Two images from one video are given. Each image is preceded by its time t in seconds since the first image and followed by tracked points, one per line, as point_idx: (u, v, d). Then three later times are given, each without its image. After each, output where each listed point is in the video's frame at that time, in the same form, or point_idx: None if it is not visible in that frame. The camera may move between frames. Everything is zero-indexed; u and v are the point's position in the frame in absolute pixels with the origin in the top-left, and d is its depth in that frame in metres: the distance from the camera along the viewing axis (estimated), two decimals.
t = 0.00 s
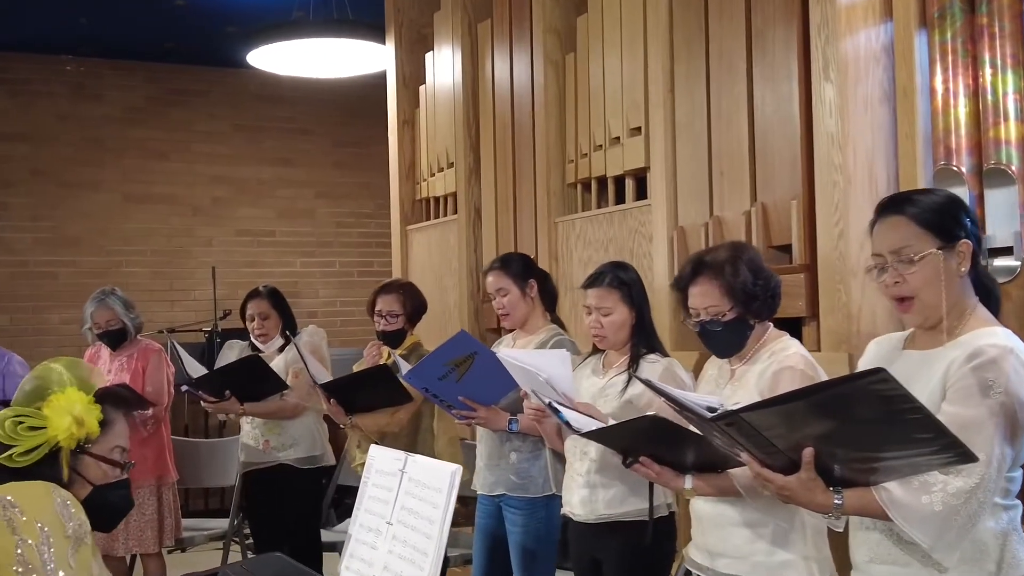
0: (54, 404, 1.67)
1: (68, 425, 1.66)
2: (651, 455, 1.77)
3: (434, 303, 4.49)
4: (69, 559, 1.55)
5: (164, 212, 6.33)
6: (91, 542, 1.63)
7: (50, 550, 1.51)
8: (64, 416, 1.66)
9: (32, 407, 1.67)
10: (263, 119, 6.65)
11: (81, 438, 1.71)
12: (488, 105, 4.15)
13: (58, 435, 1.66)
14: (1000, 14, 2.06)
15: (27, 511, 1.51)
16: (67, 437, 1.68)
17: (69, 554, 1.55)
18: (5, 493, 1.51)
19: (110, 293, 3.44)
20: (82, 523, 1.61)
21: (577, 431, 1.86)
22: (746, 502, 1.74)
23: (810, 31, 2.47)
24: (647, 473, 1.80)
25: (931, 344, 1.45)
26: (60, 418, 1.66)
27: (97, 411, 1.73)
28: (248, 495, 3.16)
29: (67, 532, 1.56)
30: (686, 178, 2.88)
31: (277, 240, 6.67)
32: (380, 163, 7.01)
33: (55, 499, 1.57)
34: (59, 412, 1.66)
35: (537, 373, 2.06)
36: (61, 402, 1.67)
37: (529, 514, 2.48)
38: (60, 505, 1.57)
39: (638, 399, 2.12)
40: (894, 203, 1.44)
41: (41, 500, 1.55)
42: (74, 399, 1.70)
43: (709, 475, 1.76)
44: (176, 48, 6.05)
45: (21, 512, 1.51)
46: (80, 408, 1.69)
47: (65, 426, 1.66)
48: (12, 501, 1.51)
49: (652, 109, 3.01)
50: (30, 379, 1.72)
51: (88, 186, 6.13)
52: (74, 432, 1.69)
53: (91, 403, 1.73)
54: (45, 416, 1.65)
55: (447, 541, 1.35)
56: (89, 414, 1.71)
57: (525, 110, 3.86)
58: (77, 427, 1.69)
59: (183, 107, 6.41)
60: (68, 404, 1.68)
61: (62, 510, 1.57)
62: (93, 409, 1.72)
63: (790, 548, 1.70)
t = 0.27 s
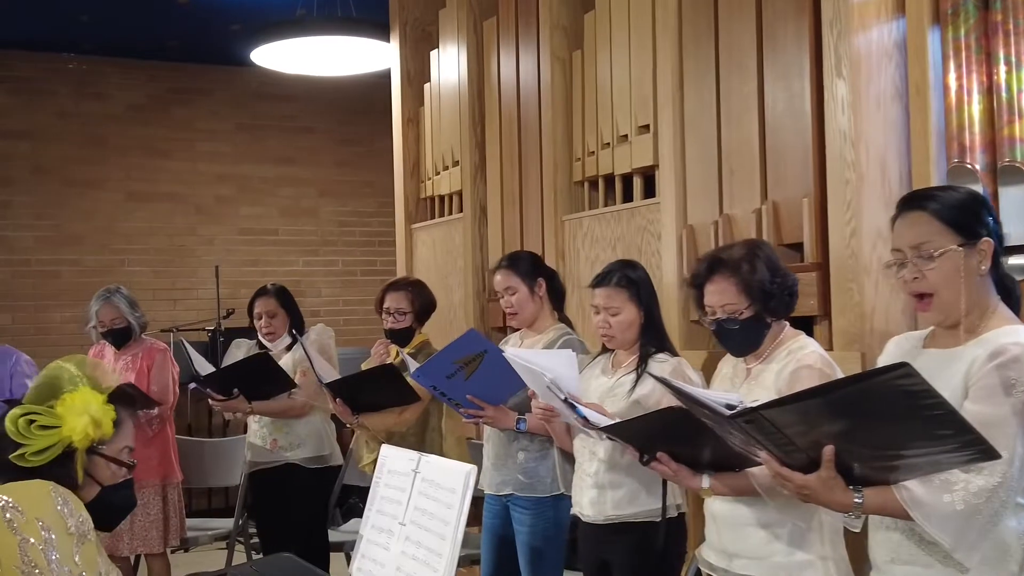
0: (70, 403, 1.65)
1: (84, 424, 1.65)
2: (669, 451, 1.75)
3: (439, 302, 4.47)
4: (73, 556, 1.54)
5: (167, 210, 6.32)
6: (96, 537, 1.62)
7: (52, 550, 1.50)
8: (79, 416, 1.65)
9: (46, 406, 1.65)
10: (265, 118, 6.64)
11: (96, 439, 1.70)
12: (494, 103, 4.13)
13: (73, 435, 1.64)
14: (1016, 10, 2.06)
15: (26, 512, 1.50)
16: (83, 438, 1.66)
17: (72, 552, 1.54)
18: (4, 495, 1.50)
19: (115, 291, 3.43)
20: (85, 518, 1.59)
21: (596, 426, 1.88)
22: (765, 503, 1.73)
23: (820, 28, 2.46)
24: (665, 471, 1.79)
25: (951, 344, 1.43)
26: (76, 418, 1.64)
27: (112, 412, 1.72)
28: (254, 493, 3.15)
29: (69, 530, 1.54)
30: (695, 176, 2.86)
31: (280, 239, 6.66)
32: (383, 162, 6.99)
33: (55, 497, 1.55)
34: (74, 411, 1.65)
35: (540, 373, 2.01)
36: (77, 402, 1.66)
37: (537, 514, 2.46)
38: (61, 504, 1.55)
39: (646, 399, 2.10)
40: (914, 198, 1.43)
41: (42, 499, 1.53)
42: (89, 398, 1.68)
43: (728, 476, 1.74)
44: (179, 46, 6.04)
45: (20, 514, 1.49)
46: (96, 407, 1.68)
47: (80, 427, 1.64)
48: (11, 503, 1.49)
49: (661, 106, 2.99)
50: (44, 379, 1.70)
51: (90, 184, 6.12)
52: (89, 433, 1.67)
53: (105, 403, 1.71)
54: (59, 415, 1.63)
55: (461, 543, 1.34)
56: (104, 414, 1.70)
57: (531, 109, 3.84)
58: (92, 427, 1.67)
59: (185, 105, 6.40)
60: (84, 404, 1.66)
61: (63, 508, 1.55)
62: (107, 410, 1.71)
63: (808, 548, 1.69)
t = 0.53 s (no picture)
0: (88, 406, 1.64)
1: (103, 428, 1.63)
2: (680, 449, 1.74)
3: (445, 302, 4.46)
4: (79, 565, 1.48)
5: (170, 209, 6.31)
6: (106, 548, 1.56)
7: (54, 556, 1.45)
8: (98, 419, 1.63)
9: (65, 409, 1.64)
10: (270, 117, 6.63)
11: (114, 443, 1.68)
12: (501, 101, 4.12)
13: (91, 439, 1.62)
14: None
15: (30, 517, 1.47)
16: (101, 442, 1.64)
17: (78, 560, 1.48)
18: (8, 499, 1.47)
19: (121, 290, 3.42)
20: (94, 527, 1.53)
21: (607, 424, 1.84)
22: (778, 502, 1.71)
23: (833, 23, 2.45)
24: (677, 468, 1.78)
25: (974, 340, 1.42)
26: (94, 421, 1.63)
27: (128, 417, 1.71)
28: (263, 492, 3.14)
29: (74, 537, 1.49)
30: (705, 173, 2.85)
31: (285, 238, 6.65)
32: (387, 161, 6.99)
33: (62, 503, 1.51)
34: (92, 414, 1.63)
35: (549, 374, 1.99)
36: (95, 405, 1.65)
37: (545, 513, 2.44)
38: (68, 510, 1.51)
39: (655, 399, 2.09)
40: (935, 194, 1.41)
41: (48, 503, 1.49)
42: (108, 402, 1.67)
43: (741, 475, 1.73)
44: (184, 44, 6.04)
45: (24, 517, 1.46)
46: (114, 411, 1.66)
47: (97, 430, 1.62)
48: (15, 506, 1.47)
49: (671, 104, 2.98)
50: (59, 382, 1.70)
51: (94, 183, 6.11)
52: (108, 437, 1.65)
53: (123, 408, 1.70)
54: (77, 417, 1.62)
55: (478, 543, 1.32)
56: (122, 419, 1.68)
57: (539, 107, 3.83)
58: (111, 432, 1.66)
59: (190, 104, 6.39)
60: (103, 407, 1.65)
61: (70, 514, 1.51)
62: (125, 414, 1.69)
63: (822, 548, 1.67)
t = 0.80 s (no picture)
0: (91, 400, 1.65)
1: (105, 421, 1.63)
2: (694, 445, 1.73)
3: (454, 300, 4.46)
4: (95, 563, 1.47)
5: (177, 208, 6.32)
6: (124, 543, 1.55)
7: (71, 554, 1.45)
8: (100, 413, 1.64)
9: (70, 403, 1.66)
10: (276, 115, 6.63)
11: (119, 436, 1.68)
12: (510, 99, 4.11)
13: (94, 433, 1.63)
14: None
15: (49, 513, 1.46)
16: (104, 435, 1.64)
17: (94, 558, 1.47)
18: (29, 494, 1.46)
19: (132, 288, 3.42)
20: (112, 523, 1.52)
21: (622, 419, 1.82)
22: (794, 500, 1.70)
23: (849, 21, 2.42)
24: (691, 465, 1.77)
25: (997, 337, 1.41)
26: (96, 415, 1.63)
27: (135, 409, 1.70)
28: (277, 491, 3.15)
29: (92, 535, 1.48)
30: (718, 171, 2.84)
31: (291, 237, 6.66)
32: (393, 160, 6.98)
33: (83, 500, 1.50)
34: (95, 408, 1.64)
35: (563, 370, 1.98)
36: (98, 399, 1.65)
37: (553, 510, 2.43)
38: (88, 507, 1.50)
39: (670, 396, 2.08)
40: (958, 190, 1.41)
41: (68, 500, 1.48)
42: (111, 395, 1.67)
43: (755, 472, 1.72)
44: (190, 43, 6.04)
45: (44, 513, 1.45)
46: (117, 404, 1.67)
47: (100, 424, 1.63)
48: (35, 501, 1.46)
49: (683, 102, 2.97)
50: (66, 376, 1.71)
51: (100, 182, 6.12)
52: (111, 430, 1.66)
53: (129, 400, 1.70)
54: (80, 412, 1.64)
55: (498, 541, 1.32)
56: (127, 412, 1.68)
57: (550, 105, 3.82)
58: (114, 425, 1.66)
59: (196, 102, 6.40)
60: (105, 401, 1.66)
61: (89, 511, 1.50)
62: (130, 407, 1.69)
63: (839, 547, 1.66)
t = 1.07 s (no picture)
0: (105, 391, 1.66)
1: (118, 411, 1.65)
2: (715, 444, 1.72)
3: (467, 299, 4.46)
4: (115, 540, 1.53)
5: (188, 207, 6.34)
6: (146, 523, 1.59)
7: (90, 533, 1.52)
8: (113, 403, 1.65)
9: (84, 394, 1.67)
10: (288, 115, 6.65)
11: (133, 426, 1.69)
12: (524, 98, 4.11)
13: (108, 422, 1.64)
14: None
15: (66, 494, 1.54)
16: (118, 425, 1.66)
17: (113, 535, 1.53)
18: (47, 476, 1.56)
19: (148, 282, 3.44)
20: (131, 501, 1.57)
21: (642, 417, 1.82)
22: (816, 499, 1.70)
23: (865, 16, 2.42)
24: (712, 463, 1.76)
25: (1020, 335, 1.41)
26: (110, 405, 1.65)
27: (148, 398, 1.71)
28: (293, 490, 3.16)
29: (109, 514, 1.53)
30: (734, 169, 2.83)
31: (303, 236, 6.67)
32: (405, 159, 6.99)
33: (98, 479, 1.56)
34: (109, 398, 1.65)
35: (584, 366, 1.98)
36: (112, 389, 1.67)
37: (566, 508, 2.44)
38: (104, 486, 1.55)
39: (690, 395, 2.07)
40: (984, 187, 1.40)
41: (83, 480, 1.55)
42: (125, 384, 1.68)
43: (775, 471, 1.72)
44: (202, 42, 6.06)
45: (62, 496, 1.54)
46: (130, 394, 1.68)
47: (114, 413, 1.64)
48: (54, 484, 1.55)
49: (699, 100, 2.96)
50: (79, 368, 1.73)
51: (112, 181, 6.15)
52: (125, 419, 1.67)
53: (142, 390, 1.71)
54: (95, 402, 1.65)
55: (520, 539, 1.32)
56: (140, 400, 1.69)
57: (564, 104, 3.82)
58: (128, 414, 1.67)
59: (207, 102, 6.42)
60: (119, 390, 1.67)
61: (106, 490, 1.55)
62: (144, 396, 1.70)
63: (860, 546, 1.66)
